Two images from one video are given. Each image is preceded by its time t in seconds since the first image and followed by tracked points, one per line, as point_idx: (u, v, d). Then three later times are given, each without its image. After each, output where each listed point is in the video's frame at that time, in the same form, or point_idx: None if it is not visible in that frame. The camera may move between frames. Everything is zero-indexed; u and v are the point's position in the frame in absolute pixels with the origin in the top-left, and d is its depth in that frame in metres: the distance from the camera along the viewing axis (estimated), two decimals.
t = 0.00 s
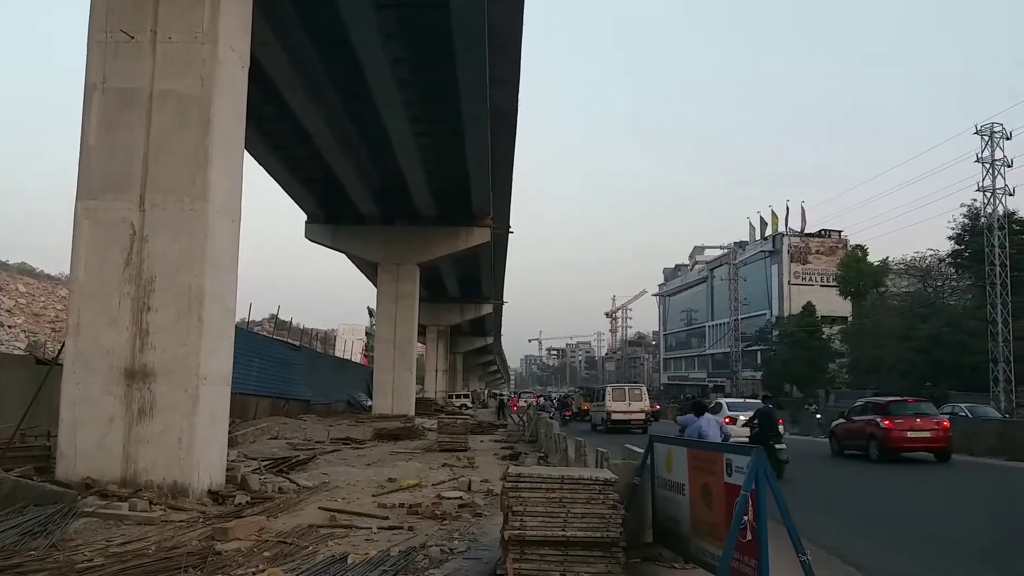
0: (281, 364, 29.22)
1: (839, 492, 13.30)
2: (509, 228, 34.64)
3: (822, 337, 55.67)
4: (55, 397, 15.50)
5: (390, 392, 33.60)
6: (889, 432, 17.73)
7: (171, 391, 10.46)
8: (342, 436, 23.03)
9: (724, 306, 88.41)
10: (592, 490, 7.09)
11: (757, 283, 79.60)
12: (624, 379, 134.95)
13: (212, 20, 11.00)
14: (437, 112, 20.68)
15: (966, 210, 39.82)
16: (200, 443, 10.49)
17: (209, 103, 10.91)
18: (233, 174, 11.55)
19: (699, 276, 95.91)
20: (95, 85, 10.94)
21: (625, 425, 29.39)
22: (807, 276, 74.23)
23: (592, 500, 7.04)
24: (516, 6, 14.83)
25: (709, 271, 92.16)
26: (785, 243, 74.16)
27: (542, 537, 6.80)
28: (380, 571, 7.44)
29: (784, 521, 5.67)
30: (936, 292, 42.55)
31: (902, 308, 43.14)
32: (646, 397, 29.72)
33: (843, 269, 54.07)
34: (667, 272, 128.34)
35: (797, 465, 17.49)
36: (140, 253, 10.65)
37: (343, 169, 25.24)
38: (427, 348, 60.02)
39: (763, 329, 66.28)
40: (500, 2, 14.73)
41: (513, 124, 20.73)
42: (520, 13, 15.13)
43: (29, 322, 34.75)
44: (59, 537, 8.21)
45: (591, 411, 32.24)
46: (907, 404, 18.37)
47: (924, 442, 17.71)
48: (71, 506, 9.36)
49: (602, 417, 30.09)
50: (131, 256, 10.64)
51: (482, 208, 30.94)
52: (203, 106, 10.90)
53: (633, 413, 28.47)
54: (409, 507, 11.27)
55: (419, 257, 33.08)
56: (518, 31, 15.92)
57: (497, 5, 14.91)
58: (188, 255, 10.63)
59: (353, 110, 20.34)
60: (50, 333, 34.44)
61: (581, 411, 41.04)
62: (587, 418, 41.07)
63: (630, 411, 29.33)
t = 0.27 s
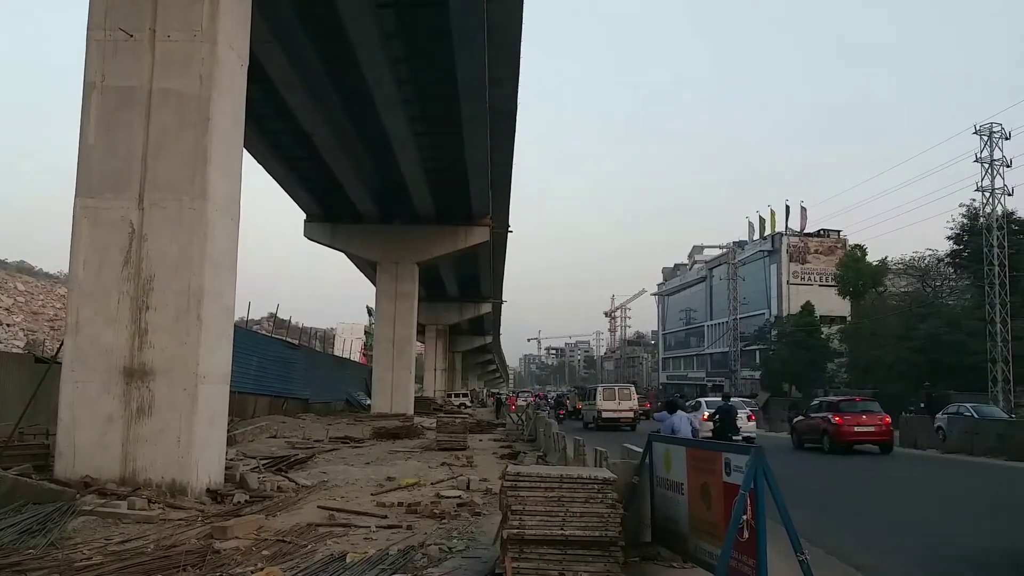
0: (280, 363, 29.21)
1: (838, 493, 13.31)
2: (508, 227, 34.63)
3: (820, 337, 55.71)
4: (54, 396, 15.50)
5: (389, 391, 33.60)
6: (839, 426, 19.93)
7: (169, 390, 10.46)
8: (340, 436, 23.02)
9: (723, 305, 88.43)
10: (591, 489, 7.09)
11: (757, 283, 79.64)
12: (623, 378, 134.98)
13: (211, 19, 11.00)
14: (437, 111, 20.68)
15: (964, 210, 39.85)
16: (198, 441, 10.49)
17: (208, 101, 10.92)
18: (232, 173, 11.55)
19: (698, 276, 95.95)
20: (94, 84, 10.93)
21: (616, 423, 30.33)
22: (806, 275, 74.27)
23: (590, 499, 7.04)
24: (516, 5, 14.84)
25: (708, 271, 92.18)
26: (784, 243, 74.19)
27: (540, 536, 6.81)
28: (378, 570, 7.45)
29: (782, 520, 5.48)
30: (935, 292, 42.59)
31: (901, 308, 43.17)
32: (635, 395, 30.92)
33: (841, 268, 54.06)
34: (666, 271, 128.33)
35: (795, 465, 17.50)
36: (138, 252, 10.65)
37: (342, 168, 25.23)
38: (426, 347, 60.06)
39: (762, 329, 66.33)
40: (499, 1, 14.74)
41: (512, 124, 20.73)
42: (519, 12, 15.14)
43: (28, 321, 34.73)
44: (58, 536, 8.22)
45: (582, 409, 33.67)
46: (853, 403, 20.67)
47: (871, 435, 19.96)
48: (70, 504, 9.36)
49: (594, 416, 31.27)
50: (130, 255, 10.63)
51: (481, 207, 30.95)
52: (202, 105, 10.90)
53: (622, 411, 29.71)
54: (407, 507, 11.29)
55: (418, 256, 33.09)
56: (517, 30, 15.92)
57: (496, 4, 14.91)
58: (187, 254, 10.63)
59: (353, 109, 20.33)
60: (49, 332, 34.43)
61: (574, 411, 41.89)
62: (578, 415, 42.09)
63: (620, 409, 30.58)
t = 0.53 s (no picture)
0: (279, 361, 29.20)
1: (838, 491, 13.32)
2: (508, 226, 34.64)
3: (820, 336, 55.72)
4: (53, 394, 15.51)
5: (389, 390, 33.61)
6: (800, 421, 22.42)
7: (169, 388, 10.45)
8: (340, 434, 23.02)
9: (723, 304, 88.42)
10: (590, 488, 7.09)
11: (756, 282, 79.66)
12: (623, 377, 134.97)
13: (211, 17, 10.99)
14: (436, 110, 20.68)
15: (964, 209, 39.85)
16: (198, 440, 10.49)
17: (208, 100, 10.91)
18: (231, 172, 11.55)
19: (697, 275, 95.94)
20: (94, 82, 10.93)
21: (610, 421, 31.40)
22: (806, 274, 74.28)
23: (590, 497, 7.04)
24: (516, 5, 14.85)
25: (707, 270, 92.17)
26: (783, 242, 74.20)
27: (540, 535, 6.82)
28: (378, 569, 7.46)
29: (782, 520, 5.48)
30: (934, 291, 42.61)
31: (900, 307, 43.18)
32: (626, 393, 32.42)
33: (841, 267, 54.03)
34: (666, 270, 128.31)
35: (794, 464, 17.52)
36: (138, 251, 10.64)
37: (342, 168, 25.24)
38: (426, 346, 60.05)
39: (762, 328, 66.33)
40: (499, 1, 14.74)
41: (512, 123, 20.74)
42: (518, 12, 15.16)
43: (27, 319, 34.72)
44: (58, 534, 8.22)
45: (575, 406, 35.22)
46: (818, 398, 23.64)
47: (826, 429, 22.50)
48: (70, 503, 9.36)
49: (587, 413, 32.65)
50: (129, 254, 10.63)
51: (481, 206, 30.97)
52: (202, 104, 10.90)
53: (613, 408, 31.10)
54: (407, 506, 11.29)
55: (418, 255, 33.09)
56: (516, 30, 15.94)
57: (496, 4, 14.92)
58: (187, 253, 10.63)
59: (353, 108, 20.33)
60: (49, 331, 34.43)
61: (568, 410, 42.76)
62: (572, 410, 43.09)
63: (611, 407, 32.09)
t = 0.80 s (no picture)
0: (279, 360, 29.21)
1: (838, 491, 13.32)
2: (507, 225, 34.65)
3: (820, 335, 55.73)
4: (52, 393, 15.49)
5: (389, 388, 33.61)
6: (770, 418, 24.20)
7: (169, 387, 10.45)
8: (340, 433, 23.01)
9: (723, 302, 88.40)
10: (589, 487, 7.09)
11: (756, 281, 79.66)
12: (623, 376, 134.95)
13: (211, 16, 10.99)
14: (436, 108, 20.67)
15: (964, 208, 39.83)
16: (198, 439, 10.49)
17: (207, 99, 10.91)
18: (231, 171, 11.55)
19: (697, 274, 95.92)
20: (93, 81, 10.92)
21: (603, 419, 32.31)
22: (805, 273, 74.27)
23: (589, 496, 7.04)
24: (515, 4, 14.85)
25: (707, 268, 92.14)
26: (783, 241, 74.18)
27: (539, 534, 6.83)
28: (378, 567, 7.46)
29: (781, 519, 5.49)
30: (934, 291, 42.61)
31: (900, 306, 43.17)
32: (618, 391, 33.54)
33: (841, 266, 54.03)
34: (666, 269, 128.25)
35: (792, 463, 17.50)
36: (138, 249, 10.64)
37: (341, 167, 25.22)
38: (425, 344, 60.04)
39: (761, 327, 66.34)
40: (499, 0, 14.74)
41: (511, 122, 20.74)
42: (518, 11, 15.15)
43: (27, 318, 34.71)
44: (58, 533, 8.23)
45: (568, 404, 36.63)
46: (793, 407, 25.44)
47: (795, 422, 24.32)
48: (69, 501, 9.36)
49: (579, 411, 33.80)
50: (129, 252, 10.63)
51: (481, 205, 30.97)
52: (202, 102, 10.89)
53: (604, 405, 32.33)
54: (407, 504, 11.29)
55: (419, 254, 33.09)
56: (516, 30, 15.94)
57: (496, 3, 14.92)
58: (187, 252, 10.63)
59: (352, 107, 20.32)
60: (49, 329, 34.42)
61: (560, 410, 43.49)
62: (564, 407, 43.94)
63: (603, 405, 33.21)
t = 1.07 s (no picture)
0: (279, 359, 29.21)
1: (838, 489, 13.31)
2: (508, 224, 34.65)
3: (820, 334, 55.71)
4: (53, 392, 15.48)
5: (389, 387, 33.61)
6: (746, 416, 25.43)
7: (169, 385, 10.46)
8: (340, 432, 23.00)
9: (723, 302, 88.36)
10: (590, 486, 7.07)
11: (757, 280, 79.65)
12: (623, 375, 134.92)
13: (211, 16, 10.98)
14: (436, 107, 20.65)
15: (965, 207, 39.80)
16: (198, 438, 10.49)
17: (208, 98, 10.91)
18: (231, 170, 11.54)
19: (698, 273, 95.89)
20: (94, 80, 10.92)
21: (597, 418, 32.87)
22: (806, 272, 74.23)
23: (589, 496, 7.03)
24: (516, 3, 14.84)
25: (708, 268, 92.10)
26: (784, 240, 74.17)
27: (539, 533, 6.83)
28: (379, 566, 7.46)
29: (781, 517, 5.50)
30: (935, 290, 42.58)
31: (901, 305, 43.14)
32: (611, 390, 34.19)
33: (841, 266, 54.00)
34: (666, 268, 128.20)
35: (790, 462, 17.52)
36: (138, 248, 10.64)
37: (342, 166, 25.21)
38: (426, 343, 60.03)
39: (762, 326, 66.33)
40: None
41: (512, 121, 20.72)
42: (517, 11, 15.15)
43: (28, 317, 34.70)
44: (58, 532, 8.22)
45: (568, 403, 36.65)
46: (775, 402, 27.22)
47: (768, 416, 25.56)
48: (70, 500, 9.36)
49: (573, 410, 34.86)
50: (129, 252, 10.63)
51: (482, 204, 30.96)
52: (202, 101, 10.89)
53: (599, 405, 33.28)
54: (407, 503, 11.30)
55: (420, 253, 33.08)
56: (516, 29, 15.93)
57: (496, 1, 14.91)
58: (188, 251, 10.63)
59: (353, 106, 20.30)
60: (49, 328, 34.42)
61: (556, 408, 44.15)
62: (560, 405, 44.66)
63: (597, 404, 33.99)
